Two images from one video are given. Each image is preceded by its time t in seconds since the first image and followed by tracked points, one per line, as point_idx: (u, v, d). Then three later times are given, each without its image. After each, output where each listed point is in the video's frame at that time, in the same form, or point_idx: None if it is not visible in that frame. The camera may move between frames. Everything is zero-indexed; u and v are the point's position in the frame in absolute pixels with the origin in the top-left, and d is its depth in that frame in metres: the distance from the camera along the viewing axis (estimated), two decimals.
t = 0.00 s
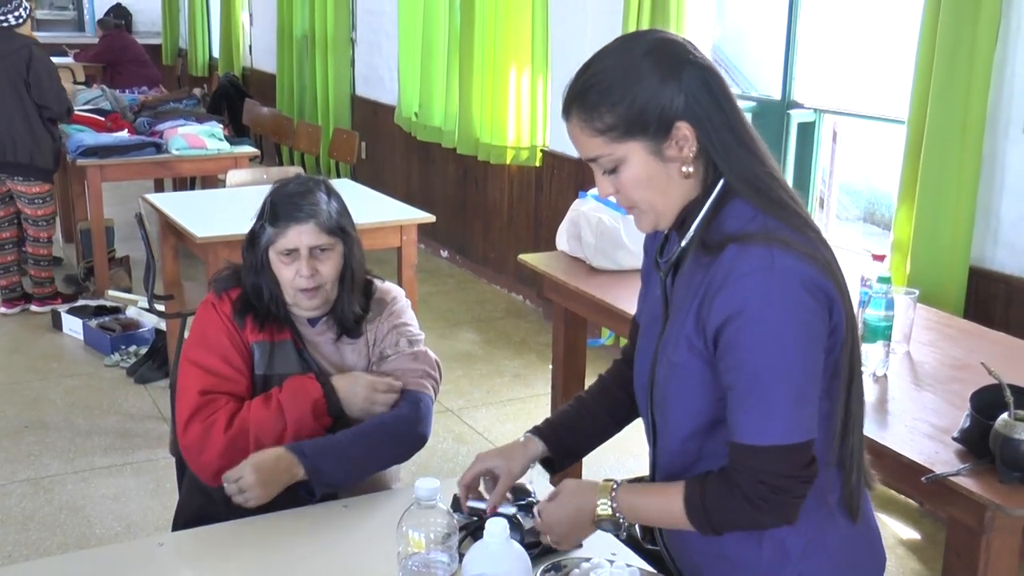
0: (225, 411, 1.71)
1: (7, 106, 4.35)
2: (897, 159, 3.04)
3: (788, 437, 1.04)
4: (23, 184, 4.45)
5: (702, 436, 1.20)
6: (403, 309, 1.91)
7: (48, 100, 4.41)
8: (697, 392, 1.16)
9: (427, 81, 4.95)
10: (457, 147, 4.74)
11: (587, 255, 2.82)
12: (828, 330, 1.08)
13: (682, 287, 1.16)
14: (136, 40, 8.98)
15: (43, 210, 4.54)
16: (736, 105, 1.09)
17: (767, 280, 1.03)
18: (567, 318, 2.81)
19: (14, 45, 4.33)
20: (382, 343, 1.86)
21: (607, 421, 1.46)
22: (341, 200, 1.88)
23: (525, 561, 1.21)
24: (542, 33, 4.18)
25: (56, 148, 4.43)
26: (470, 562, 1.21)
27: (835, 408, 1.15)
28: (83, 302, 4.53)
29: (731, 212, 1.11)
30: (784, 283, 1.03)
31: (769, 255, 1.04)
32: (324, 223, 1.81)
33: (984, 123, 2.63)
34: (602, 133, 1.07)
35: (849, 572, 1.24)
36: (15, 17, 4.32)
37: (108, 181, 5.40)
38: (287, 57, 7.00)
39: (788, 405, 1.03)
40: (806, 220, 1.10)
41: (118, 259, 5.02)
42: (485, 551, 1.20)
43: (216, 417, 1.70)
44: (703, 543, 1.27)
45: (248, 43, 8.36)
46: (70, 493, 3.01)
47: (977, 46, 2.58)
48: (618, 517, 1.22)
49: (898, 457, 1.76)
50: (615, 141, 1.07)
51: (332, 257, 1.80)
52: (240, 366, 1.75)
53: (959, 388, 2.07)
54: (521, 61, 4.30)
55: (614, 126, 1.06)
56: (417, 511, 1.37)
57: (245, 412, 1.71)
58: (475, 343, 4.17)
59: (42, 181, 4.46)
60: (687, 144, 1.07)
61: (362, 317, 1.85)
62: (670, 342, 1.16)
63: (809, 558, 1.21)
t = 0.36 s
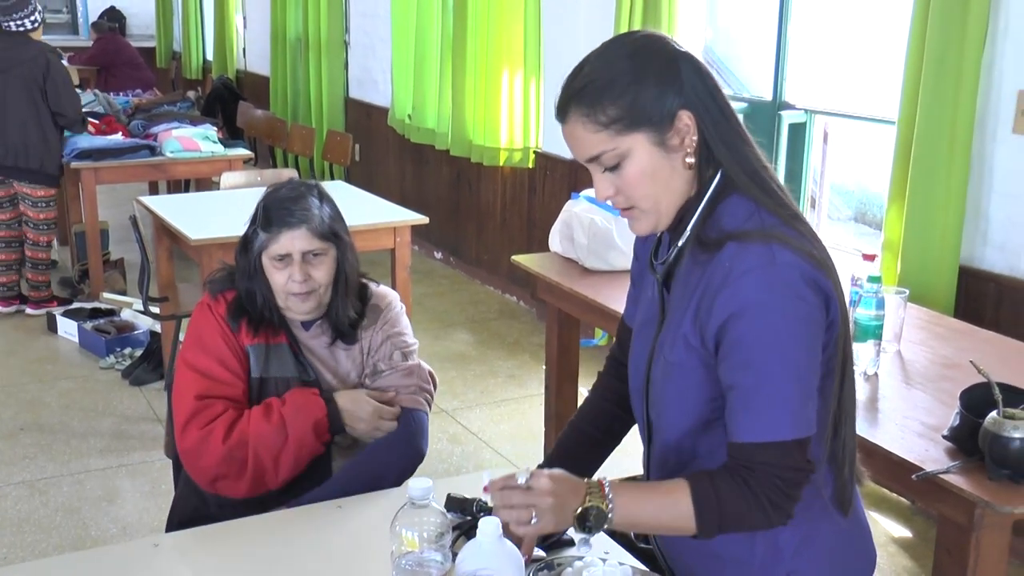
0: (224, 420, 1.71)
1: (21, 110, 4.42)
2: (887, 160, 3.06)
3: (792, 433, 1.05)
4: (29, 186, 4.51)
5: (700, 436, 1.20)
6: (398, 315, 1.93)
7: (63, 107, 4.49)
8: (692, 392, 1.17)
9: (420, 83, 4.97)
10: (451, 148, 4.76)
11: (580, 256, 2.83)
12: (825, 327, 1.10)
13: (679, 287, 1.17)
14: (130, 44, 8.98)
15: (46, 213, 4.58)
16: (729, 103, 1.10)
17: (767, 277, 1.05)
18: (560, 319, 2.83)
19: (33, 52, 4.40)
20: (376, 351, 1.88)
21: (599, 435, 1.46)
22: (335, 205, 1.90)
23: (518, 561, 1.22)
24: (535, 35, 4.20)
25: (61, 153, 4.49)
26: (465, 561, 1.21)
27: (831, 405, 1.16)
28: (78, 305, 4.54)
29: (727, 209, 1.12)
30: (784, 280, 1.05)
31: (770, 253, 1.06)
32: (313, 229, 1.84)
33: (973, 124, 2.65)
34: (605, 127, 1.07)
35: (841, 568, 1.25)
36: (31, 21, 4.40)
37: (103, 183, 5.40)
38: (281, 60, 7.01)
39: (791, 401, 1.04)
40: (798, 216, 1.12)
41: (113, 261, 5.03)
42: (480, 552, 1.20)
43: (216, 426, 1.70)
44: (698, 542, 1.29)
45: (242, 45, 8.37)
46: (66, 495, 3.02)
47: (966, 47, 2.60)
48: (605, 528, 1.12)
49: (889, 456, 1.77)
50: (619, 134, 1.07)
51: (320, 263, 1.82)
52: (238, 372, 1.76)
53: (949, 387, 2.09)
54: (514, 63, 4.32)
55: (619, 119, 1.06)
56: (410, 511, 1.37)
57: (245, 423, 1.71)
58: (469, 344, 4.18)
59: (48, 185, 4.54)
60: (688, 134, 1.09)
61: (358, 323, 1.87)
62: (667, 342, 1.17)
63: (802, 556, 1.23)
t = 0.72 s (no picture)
0: (220, 433, 1.72)
1: (22, 112, 4.43)
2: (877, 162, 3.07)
3: (778, 442, 1.05)
4: (23, 190, 4.51)
5: (689, 441, 1.21)
6: (390, 325, 1.93)
7: (62, 112, 4.53)
8: (680, 398, 1.17)
9: (412, 86, 4.97)
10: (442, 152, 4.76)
11: (571, 259, 2.83)
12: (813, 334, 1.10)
13: (666, 293, 1.17)
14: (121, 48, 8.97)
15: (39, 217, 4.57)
16: (716, 111, 1.11)
17: (754, 285, 1.06)
18: (552, 322, 2.83)
19: (37, 56, 4.46)
20: (370, 362, 1.89)
21: (593, 441, 1.47)
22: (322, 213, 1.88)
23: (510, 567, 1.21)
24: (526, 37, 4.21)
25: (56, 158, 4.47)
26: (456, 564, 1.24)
27: (818, 411, 1.17)
28: (70, 310, 4.53)
29: (715, 216, 1.13)
30: (772, 288, 1.05)
31: (756, 261, 1.07)
32: (299, 239, 1.82)
33: (962, 126, 2.66)
34: (587, 134, 1.07)
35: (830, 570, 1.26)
36: (36, 27, 4.46)
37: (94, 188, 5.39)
38: (272, 64, 7.01)
39: (777, 410, 1.04)
40: (786, 224, 1.13)
41: (105, 266, 5.02)
42: (471, 555, 1.22)
43: (212, 439, 1.71)
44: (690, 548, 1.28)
45: (233, 50, 8.37)
46: (58, 501, 3.01)
47: (955, 49, 2.61)
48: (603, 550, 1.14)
49: (880, 457, 1.77)
50: (601, 141, 1.07)
51: (306, 272, 1.80)
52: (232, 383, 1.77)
53: (939, 388, 2.10)
54: (505, 66, 4.34)
55: (600, 126, 1.07)
56: (400, 514, 1.34)
57: (242, 437, 1.72)
58: (461, 347, 4.18)
59: (43, 190, 4.51)
60: (672, 142, 1.09)
61: (350, 332, 1.86)
62: (654, 348, 1.17)
63: (793, 560, 1.23)
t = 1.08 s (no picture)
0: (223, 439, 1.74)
1: (13, 112, 4.50)
2: (873, 165, 3.08)
3: (809, 434, 1.05)
4: (18, 189, 4.58)
5: (699, 445, 1.21)
6: (407, 341, 1.93)
7: (53, 110, 4.58)
8: (694, 401, 1.17)
9: (410, 88, 4.98)
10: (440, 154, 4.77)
11: (569, 261, 2.84)
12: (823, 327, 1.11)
13: (670, 298, 1.18)
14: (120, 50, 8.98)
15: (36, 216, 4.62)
16: (705, 120, 1.12)
17: (762, 283, 1.06)
18: (549, 323, 2.84)
19: (27, 55, 4.50)
20: (381, 376, 1.89)
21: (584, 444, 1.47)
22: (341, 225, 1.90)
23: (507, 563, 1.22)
24: (523, 40, 4.22)
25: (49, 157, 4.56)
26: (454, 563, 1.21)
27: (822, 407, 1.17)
28: (69, 312, 4.53)
29: (711, 219, 1.14)
30: (782, 284, 1.06)
31: (760, 258, 1.07)
32: (311, 247, 1.83)
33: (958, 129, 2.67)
34: (572, 144, 1.09)
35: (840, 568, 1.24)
36: (31, 28, 4.53)
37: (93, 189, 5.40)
38: (271, 66, 7.01)
39: (805, 401, 1.05)
40: (783, 222, 1.14)
41: (104, 267, 5.03)
42: (470, 554, 1.20)
43: (209, 447, 1.72)
44: (694, 543, 1.28)
45: (232, 53, 8.38)
46: (57, 502, 3.02)
47: (951, 52, 2.62)
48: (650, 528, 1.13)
49: (876, 458, 1.78)
50: (585, 151, 1.08)
51: (316, 281, 1.81)
52: (236, 388, 1.78)
53: (936, 389, 2.11)
54: (502, 69, 4.34)
55: (584, 136, 1.08)
56: (399, 515, 1.34)
57: (242, 446, 1.73)
58: (459, 349, 4.19)
59: (38, 189, 4.59)
60: (656, 153, 1.10)
61: (365, 342, 1.87)
62: (664, 353, 1.18)
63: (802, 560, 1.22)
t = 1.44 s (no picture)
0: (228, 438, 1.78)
1: (10, 112, 4.52)
2: (874, 167, 3.08)
3: (823, 425, 1.05)
4: (21, 188, 4.60)
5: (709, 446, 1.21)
6: (430, 357, 1.90)
7: (51, 109, 4.59)
8: (704, 400, 1.17)
9: (411, 90, 4.99)
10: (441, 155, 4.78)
11: (571, 262, 2.84)
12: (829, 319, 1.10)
13: (673, 295, 1.18)
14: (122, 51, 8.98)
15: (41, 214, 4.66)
16: (700, 126, 1.12)
17: (767, 274, 1.06)
18: (551, 325, 2.84)
19: (25, 53, 4.54)
20: (395, 391, 1.87)
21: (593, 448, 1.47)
22: (359, 236, 1.83)
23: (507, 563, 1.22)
24: (525, 41, 4.22)
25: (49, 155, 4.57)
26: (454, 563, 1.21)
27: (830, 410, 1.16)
28: (70, 312, 4.53)
29: (714, 217, 1.14)
30: (786, 276, 1.06)
31: (764, 250, 1.07)
32: (310, 263, 1.77)
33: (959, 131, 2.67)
34: (563, 144, 1.10)
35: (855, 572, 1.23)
36: (36, 28, 4.61)
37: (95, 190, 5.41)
38: (272, 68, 7.02)
39: (818, 389, 1.04)
40: (782, 217, 1.14)
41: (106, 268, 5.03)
42: (471, 554, 1.20)
43: (207, 446, 1.77)
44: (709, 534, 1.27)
45: (234, 54, 8.39)
46: (58, 503, 3.02)
47: (952, 54, 2.62)
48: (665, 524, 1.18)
49: (878, 460, 1.78)
50: (575, 152, 1.09)
51: (311, 296, 1.77)
52: (246, 387, 1.81)
53: (937, 391, 2.11)
54: (504, 71, 4.36)
55: (573, 138, 1.09)
56: (400, 517, 1.34)
57: (240, 450, 1.76)
58: (460, 350, 4.19)
59: (41, 187, 4.62)
60: (643, 159, 1.09)
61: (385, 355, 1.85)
62: (671, 352, 1.18)
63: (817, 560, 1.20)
